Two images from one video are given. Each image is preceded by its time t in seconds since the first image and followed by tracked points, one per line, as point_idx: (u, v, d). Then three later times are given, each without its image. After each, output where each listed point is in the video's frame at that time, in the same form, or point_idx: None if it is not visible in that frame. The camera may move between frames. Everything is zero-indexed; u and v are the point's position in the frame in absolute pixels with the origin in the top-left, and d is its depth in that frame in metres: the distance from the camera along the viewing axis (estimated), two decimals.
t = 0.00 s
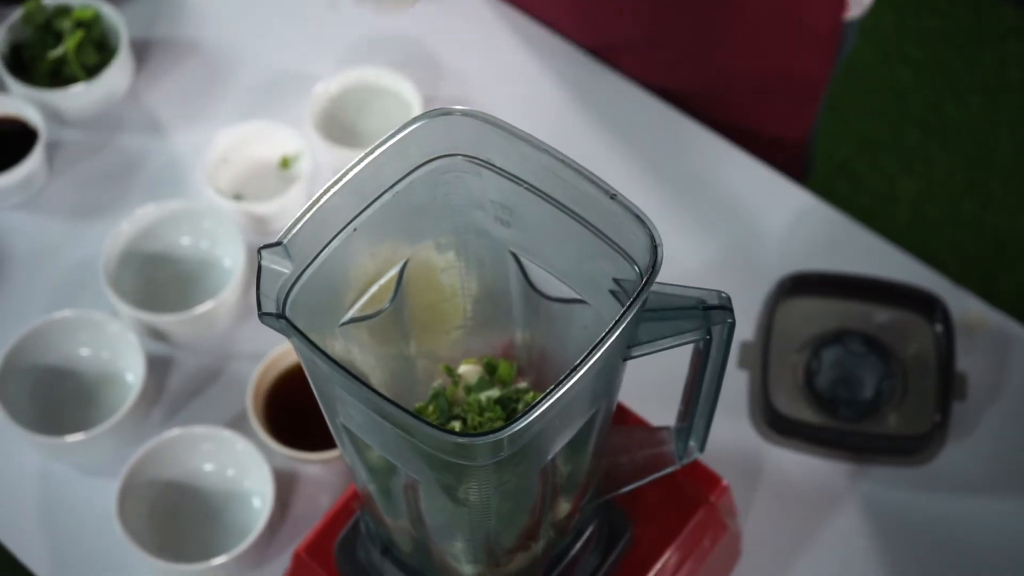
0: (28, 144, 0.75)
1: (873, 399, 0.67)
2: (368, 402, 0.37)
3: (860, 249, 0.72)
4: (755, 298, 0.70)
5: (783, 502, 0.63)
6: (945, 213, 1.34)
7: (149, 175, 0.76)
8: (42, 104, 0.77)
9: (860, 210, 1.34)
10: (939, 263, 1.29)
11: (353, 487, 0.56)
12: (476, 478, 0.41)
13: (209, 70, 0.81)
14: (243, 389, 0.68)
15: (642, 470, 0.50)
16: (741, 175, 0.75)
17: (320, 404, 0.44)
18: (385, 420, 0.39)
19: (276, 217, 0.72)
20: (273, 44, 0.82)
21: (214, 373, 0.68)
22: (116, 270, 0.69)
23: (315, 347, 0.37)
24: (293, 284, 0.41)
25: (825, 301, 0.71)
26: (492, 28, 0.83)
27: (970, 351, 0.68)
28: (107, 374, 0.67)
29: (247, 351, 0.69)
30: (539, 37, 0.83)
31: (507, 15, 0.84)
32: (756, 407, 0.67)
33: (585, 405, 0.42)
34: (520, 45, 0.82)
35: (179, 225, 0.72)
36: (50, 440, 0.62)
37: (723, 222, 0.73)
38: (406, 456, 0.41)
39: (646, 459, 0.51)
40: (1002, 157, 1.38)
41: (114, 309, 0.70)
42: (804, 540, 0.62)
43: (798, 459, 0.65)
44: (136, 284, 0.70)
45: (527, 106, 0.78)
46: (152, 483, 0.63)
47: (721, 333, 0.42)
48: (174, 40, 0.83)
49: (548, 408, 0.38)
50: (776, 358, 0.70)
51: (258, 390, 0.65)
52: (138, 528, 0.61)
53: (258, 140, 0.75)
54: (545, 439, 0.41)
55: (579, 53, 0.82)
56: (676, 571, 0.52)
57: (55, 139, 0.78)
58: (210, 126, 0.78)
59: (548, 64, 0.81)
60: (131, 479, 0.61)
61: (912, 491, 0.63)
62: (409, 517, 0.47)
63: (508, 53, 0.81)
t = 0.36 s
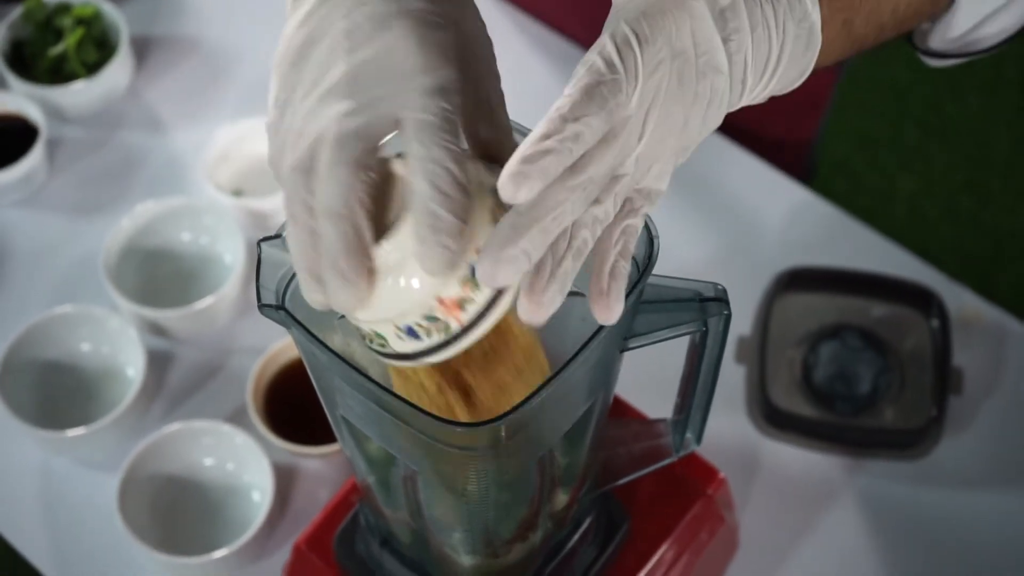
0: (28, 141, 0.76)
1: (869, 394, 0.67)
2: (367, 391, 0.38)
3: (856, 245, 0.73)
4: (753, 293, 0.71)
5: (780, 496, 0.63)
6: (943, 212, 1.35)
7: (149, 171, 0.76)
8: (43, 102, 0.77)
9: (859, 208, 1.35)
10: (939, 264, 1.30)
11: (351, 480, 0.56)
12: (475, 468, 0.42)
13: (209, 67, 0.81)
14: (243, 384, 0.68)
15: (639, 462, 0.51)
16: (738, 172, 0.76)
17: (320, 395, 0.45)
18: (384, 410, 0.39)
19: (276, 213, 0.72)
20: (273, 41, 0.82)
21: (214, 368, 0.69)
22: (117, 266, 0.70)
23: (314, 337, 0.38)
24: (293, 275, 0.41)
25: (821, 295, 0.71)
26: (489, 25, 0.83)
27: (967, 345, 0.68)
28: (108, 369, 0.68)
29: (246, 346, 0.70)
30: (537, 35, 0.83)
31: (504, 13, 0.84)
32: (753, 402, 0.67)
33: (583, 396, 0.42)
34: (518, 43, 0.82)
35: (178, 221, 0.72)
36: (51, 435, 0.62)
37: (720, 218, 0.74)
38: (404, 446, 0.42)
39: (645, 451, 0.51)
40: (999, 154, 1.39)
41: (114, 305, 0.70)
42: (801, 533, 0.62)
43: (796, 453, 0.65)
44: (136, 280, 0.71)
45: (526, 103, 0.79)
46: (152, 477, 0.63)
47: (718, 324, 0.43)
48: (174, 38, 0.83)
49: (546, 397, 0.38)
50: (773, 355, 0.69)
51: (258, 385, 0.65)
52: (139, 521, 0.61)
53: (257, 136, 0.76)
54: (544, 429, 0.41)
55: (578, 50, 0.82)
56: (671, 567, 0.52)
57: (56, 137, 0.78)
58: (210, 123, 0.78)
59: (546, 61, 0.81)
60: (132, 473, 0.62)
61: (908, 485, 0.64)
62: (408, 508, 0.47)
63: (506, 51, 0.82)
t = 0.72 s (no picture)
0: (32, 137, 0.76)
1: (871, 388, 0.67)
2: (374, 384, 0.38)
3: (857, 240, 0.73)
4: (755, 288, 0.71)
5: (783, 490, 0.64)
6: (943, 208, 1.35)
7: (153, 167, 0.76)
8: (48, 98, 0.77)
9: (859, 205, 1.35)
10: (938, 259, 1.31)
11: (357, 473, 0.57)
12: (482, 460, 0.42)
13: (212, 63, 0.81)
14: (247, 379, 0.68)
15: (643, 455, 0.51)
16: (740, 168, 0.76)
17: (326, 387, 0.45)
18: (391, 403, 0.39)
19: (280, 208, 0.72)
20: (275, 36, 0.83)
21: (218, 363, 0.69)
22: (121, 262, 0.70)
23: (323, 331, 0.38)
24: (299, 269, 0.41)
25: (823, 290, 0.71)
26: (492, 21, 0.83)
27: (968, 340, 0.69)
28: (112, 364, 0.68)
29: (251, 341, 0.70)
30: (540, 30, 0.83)
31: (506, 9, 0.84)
32: (755, 396, 0.67)
33: (589, 388, 0.42)
34: (521, 39, 0.83)
35: (183, 217, 0.72)
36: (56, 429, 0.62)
37: (722, 214, 0.74)
38: (411, 438, 0.42)
39: (649, 444, 0.52)
40: (999, 151, 1.39)
41: (118, 300, 0.71)
42: (804, 527, 0.62)
43: (799, 447, 0.65)
44: (140, 275, 0.71)
45: (528, 99, 0.79)
46: (157, 471, 0.63)
47: (722, 317, 0.43)
48: (177, 34, 0.83)
49: (553, 389, 0.38)
50: (774, 349, 0.70)
51: (262, 380, 0.66)
52: (144, 516, 0.61)
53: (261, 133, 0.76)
54: (550, 422, 0.42)
55: (580, 46, 0.82)
56: (672, 564, 0.52)
57: (60, 133, 0.79)
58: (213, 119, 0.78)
59: (548, 57, 0.81)
60: (137, 468, 0.62)
61: (910, 479, 0.64)
62: (414, 501, 0.47)
63: (508, 46, 0.82)
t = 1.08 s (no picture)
0: (39, 136, 0.76)
1: (875, 384, 0.68)
2: (386, 380, 0.38)
3: (861, 238, 0.73)
4: (759, 286, 0.71)
5: (788, 487, 0.64)
6: (945, 207, 1.35)
7: (159, 166, 0.76)
8: (55, 96, 0.78)
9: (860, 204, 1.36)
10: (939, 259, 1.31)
11: (364, 469, 0.57)
12: (492, 455, 0.42)
13: (217, 61, 0.82)
14: (254, 377, 0.68)
15: (649, 451, 0.51)
16: (744, 166, 0.76)
17: (336, 382, 0.45)
18: (403, 398, 0.39)
19: (285, 206, 0.73)
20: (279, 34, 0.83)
21: (224, 361, 0.69)
22: (128, 260, 0.70)
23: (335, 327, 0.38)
24: (309, 265, 0.41)
25: (827, 288, 0.72)
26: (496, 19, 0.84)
27: (971, 338, 0.69)
28: (118, 362, 0.68)
29: (257, 339, 0.70)
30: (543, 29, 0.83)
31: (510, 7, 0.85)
32: (760, 394, 0.67)
33: (598, 383, 0.42)
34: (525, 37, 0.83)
35: (189, 215, 0.72)
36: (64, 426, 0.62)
37: (726, 212, 0.74)
38: (422, 433, 0.42)
39: (655, 440, 0.52)
40: (1000, 150, 1.40)
41: (125, 298, 0.71)
42: (809, 524, 0.62)
43: (803, 444, 0.65)
44: (147, 273, 0.71)
45: (533, 98, 0.79)
46: (164, 468, 0.63)
47: (730, 312, 0.43)
48: (183, 33, 0.84)
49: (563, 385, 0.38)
50: (779, 347, 0.71)
51: (268, 378, 0.66)
52: (151, 513, 0.61)
53: (266, 131, 0.76)
54: (559, 417, 0.42)
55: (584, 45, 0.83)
56: (677, 561, 0.52)
57: (66, 131, 0.79)
58: (220, 117, 0.79)
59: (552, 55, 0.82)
60: (144, 464, 0.62)
61: (914, 475, 0.64)
62: (423, 496, 0.48)
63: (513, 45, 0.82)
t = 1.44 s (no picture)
0: (38, 136, 0.76)
1: (877, 385, 0.67)
2: (387, 381, 0.38)
3: (863, 238, 0.73)
4: (760, 286, 0.71)
5: (789, 488, 0.64)
6: (946, 206, 1.35)
7: (158, 166, 0.76)
8: (53, 96, 0.77)
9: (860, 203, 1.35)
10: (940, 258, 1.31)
11: (365, 468, 0.57)
12: (494, 456, 0.42)
13: (216, 61, 0.82)
14: (254, 377, 0.68)
15: (651, 452, 0.51)
16: (745, 166, 0.76)
17: (336, 384, 0.45)
18: (404, 399, 0.39)
19: (284, 205, 0.72)
20: (279, 34, 0.83)
21: (224, 361, 0.69)
22: (127, 260, 0.70)
23: (335, 326, 0.37)
24: (309, 264, 0.41)
25: (827, 290, 0.72)
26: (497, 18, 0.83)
27: (973, 338, 0.69)
28: (118, 363, 0.68)
29: (257, 339, 0.70)
30: (544, 27, 0.83)
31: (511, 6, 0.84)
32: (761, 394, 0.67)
33: (599, 383, 0.42)
34: (525, 36, 0.82)
35: (188, 215, 0.72)
36: (63, 427, 0.62)
37: (728, 211, 0.74)
38: (423, 434, 0.42)
39: (656, 441, 0.52)
40: (1001, 149, 1.40)
41: (124, 299, 0.71)
42: (810, 525, 0.62)
43: (804, 445, 0.65)
44: (146, 274, 0.71)
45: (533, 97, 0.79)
46: (164, 469, 0.63)
47: (732, 311, 0.43)
48: (182, 32, 0.83)
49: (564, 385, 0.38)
50: (780, 349, 0.70)
51: (268, 379, 0.66)
52: (151, 514, 0.61)
53: (266, 131, 0.76)
54: (561, 418, 0.42)
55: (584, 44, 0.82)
56: (677, 562, 0.52)
57: (65, 131, 0.79)
58: (220, 116, 0.78)
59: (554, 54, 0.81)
60: (144, 466, 0.62)
61: (915, 476, 0.64)
62: (423, 498, 0.48)
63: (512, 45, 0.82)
